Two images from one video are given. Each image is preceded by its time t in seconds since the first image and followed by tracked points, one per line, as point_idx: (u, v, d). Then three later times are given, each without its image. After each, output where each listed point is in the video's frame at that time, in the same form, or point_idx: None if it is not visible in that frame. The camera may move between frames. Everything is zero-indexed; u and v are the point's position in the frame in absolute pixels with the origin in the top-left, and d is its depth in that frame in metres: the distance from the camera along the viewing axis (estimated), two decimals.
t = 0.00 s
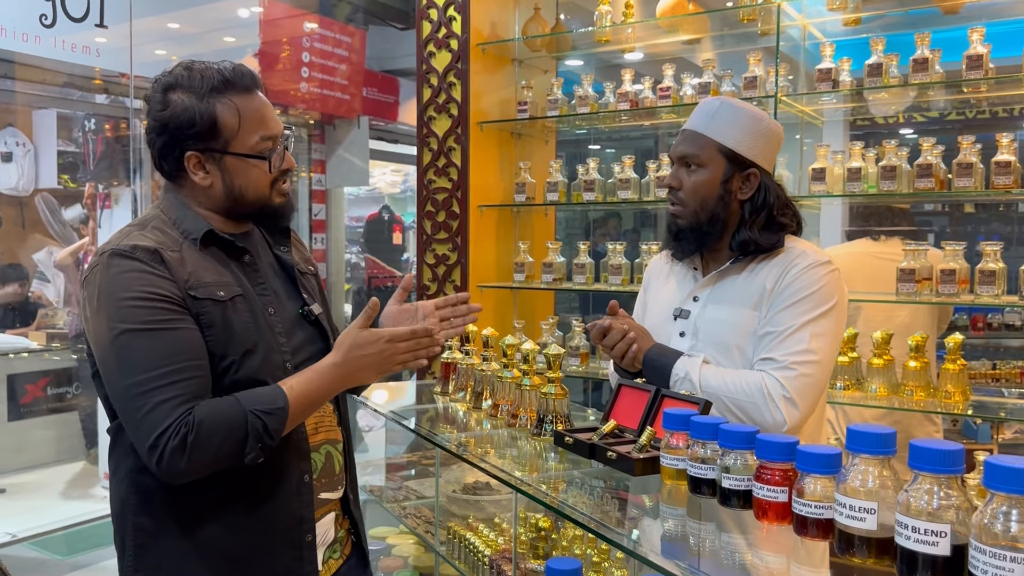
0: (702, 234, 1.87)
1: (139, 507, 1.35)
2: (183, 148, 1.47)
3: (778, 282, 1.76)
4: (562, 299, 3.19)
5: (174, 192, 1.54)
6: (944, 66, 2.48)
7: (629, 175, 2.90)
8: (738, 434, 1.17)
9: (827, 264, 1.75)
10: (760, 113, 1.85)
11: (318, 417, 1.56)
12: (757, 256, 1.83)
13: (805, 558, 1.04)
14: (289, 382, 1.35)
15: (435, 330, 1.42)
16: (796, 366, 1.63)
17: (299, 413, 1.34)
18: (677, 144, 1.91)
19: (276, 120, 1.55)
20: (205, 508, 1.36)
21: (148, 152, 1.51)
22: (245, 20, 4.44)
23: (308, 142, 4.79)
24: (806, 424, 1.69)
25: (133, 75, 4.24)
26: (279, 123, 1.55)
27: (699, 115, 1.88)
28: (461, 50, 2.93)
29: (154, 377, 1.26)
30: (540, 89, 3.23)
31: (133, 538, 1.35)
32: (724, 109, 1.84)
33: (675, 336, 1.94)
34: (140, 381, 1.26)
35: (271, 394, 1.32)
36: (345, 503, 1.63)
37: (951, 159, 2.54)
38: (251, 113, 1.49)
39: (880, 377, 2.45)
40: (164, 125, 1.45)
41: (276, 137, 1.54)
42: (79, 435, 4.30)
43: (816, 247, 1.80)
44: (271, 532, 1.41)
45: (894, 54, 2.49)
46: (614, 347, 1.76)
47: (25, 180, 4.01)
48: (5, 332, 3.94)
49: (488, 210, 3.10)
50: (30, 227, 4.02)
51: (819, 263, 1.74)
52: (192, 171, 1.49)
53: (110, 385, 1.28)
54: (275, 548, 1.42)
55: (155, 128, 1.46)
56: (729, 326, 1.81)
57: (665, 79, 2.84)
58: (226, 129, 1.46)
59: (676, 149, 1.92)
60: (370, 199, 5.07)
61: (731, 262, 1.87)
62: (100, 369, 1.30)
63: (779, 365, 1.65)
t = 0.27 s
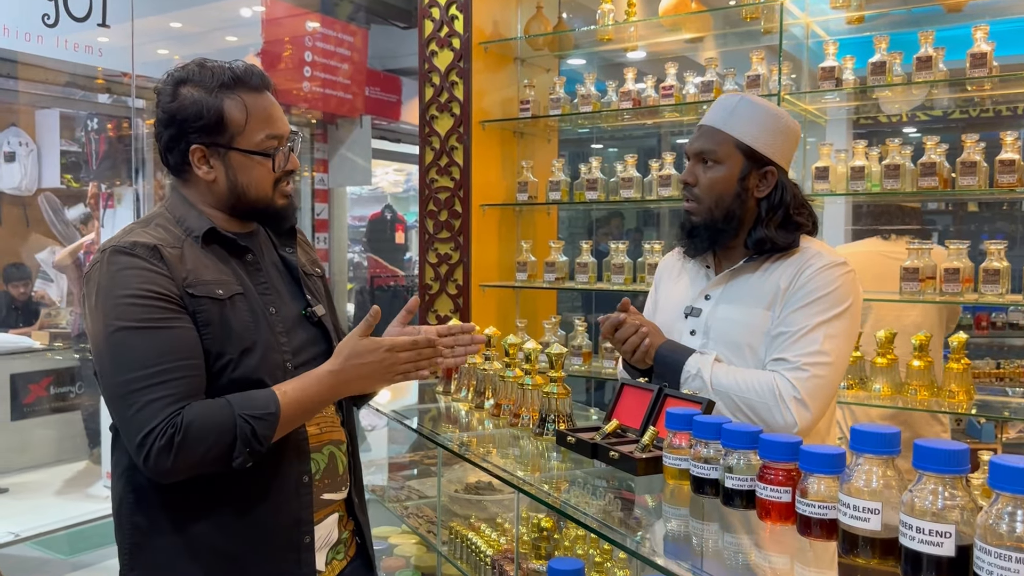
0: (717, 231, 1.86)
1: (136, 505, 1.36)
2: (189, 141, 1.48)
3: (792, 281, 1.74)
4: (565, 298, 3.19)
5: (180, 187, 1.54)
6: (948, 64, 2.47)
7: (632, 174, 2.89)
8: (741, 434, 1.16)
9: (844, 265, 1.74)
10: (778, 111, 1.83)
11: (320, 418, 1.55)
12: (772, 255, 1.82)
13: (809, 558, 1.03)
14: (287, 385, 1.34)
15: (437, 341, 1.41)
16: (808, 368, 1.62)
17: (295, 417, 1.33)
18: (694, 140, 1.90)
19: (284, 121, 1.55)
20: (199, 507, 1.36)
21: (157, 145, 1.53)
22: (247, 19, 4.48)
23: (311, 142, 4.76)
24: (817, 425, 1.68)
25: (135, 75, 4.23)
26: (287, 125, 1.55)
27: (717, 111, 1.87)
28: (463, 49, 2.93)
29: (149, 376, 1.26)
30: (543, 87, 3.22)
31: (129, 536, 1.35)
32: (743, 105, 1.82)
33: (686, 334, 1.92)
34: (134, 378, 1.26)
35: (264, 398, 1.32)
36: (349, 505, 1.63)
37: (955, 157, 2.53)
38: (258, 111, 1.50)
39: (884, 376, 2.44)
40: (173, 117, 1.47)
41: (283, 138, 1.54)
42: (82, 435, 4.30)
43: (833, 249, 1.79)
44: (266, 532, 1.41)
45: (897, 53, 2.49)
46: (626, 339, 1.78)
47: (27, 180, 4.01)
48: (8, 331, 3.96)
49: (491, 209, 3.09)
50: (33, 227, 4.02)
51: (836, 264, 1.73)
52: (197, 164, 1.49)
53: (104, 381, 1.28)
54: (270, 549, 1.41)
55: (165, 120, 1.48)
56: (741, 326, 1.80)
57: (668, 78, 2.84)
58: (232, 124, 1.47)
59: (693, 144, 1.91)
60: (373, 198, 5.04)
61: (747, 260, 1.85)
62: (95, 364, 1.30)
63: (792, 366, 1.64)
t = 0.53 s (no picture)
0: (742, 229, 1.82)
1: (137, 504, 1.36)
2: (191, 139, 1.47)
3: (811, 282, 1.73)
4: (567, 298, 3.18)
5: (184, 186, 1.54)
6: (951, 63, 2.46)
7: (634, 173, 2.89)
8: (744, 435, 1.15)
9: (864, 268, 1.73)
10: (811, 110, 1.84)
11: (322, 419, 1.54)
12: (791, 256, 1.81)
13: (811, 561, 1.03)
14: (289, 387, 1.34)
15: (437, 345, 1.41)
16: (823, 370, 1.61)
17: (296, 420, 1.33)
18: (722, 134, 1.88)
19: (288, 120, 1.54)
20: (200, 506, 1.36)
21: (161, 145, 1.53)
22: (249, 19, 4.50)
23: (312, 141, 4.74)
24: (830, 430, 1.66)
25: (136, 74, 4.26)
26: (290, 124, 1.54)
27: (748, 104, 1.85)
28: (465, 48, 2.92)
29: (150, 375, 1.26)
30: (545, 87, 3.21)
31: (129, 535, 1.35)
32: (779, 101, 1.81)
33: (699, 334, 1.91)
34: (135, 377, 1.26)
35: (266, 399, 1.32)
36: (352, 506, 1.62)
37: (958, 157, 2.52)
38: (261, 109, 1.49)
39: (886, 377, 2.42)
40: (176, 115, 1.47)
41: (286, 136, 1.53)
42: (83, 435, 4.30)
43: (852, 251, 1.79)
44: (267, 531, 1.40)
45: (900, 51, 2.48)
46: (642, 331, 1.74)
47: (29, 180, 4.01)
48: (10, 331, 3.96)
49: (493, 209, 3.08)
50: (35, 227, 4.02)
51: (856, 267, 1.72)
52: (199, 163, 1.49)
53: (106, 379, 1.28)
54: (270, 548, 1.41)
55: (169, 119, 1.48)
56: (757, 326, 1.79)
57: (670, 77, 2.82)
58: (234, 123, 1.46)
59: (721, 139, 1.88)
60: (375, 198, 4.97)
61: (764, 259, 1.85)
62: (98, 362, 1.30)
63: (808, 368, 1.62)
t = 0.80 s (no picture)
0: (771, 228, 1.74)
1: (135, 504, 1.35)
2: (189, 139, 1.47)
3: (830, 283, 1.66)
4: (568, 298, 3.18)
5: (184, 187, 1.54)
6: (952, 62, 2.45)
7: (635, 173, 2.88)
8: (743, 435, 1.15)
9: (886, 271, 1.66)
10: (852, 113, 1.74)
11: (320, 419, 1.53)
12: (812, 256, 1.74)
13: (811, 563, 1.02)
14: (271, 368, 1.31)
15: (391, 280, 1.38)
16: (840, 374, 1.54)
17: (287, 394, 1.30)
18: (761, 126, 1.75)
19: (284, 117, 1.53)
20: (197, 506, 1.35)
21: (160, 147, 1.53)
22: (250, 19, 4.48)
23: (313, 140, 4.67)
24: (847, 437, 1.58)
25: (136, 73, 4.26)
26: (287, 121, 1.54)
27: (792, 98, 1.73)
28: (465, 47, 2.92)
29: (146, 374, 1.25)
30: (545, 86, 3.21)
31: (127, 534, 1.35)
32: (825, 101, 1.71)
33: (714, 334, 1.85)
34: (134, 374, 1.26)
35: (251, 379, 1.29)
36: (350, 507, 1.61)
37: (960, 156, 2.51)
38: (257, 107, 1.48)
39: (887, 376, 2.44)
40: (173, 116, 1.47)
41: (283, 133, 1.52)
42: (84, 434, 4.31)
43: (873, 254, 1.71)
44: (264, 531, 1.39)
45: (901, 51, 2.47)
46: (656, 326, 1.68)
47: (31, 179, 4.04)
48: (11, 331, 3.97)
49: (493, 208, 3.07)
50: (37, 227, 4.04)
51: (878, 270, 1.64)
52: (197, 163, 1.48)
53: (106, 378, 1.28)
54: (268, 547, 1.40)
55: (166, 120, 1.48)
56: (773, 327, 1.72)
57: (671, 76, 2.81)
58: (229, 121, 1.46)
59: (757, 132, 1.76)
60: (376, 198, 5.05)
61: (782, 259, 1.78)
62: (98, 360, 1.30)
63: (825, 371, 1.55)
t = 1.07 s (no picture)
0: (787, 235, 1.74)
1: (144, 496, 1.34)
2: (189, 141, 1.47)
3: (854, 290, 1.64)
4: (568, 297, 3.17)
5: (187, 187, 1.53)
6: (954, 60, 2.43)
7: (635, 172, 2.87)
8: (742, 438, 1.14)
9: (911, 278, 1.63)
10: (858, 110, 1.71)
11: (318, 419, 1.52)
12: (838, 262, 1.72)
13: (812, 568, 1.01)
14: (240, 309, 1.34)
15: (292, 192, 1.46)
16: (865, 382, 1.51)
17: (269, 317, 1.34)
18: (763, 134, 1.75)
19: (283, 115, 1.51)
20: (208, 494, 1.34)
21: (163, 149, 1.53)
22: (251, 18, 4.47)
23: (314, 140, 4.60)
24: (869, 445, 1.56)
25: (136, 73, 4.26)
26: (287, 119, 1.52)
27: (794, 102, 1.72)
28: (465, 46, 2.91)
29: (157, 343, 1.27)
30: (545, 85, 3.20)
31: (136, 526, 1.33)
32: (827, 99, 1.69)
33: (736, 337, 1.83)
34: (148, 343, 1.27)
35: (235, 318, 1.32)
36: (347, 510, 1.60)
37: (961, 156, 2.51)
38: (255, 106, 1.47)
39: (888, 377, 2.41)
40: (171, 118, 1.47)
41: (283, 131, 1.50)
42: (85, 434, 4.30)
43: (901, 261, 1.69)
44: (274, 522, 1.39)
45: (903, 49, 2.46)
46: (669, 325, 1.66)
47: (31, 178, 4.03)
48: (11, 331, 3.95)
49: (493, 208, 3.06)
50: (38, 227, 4.05)
51: (903, 277, 1.62)
52: (198, 164, 1.47)
53: (122, 358, 1.30)
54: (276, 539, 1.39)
55: (165, 122, 1.48)
56: (796, 332, 1.70)
57: (672, 75, 2.80)
58: (227, 121, 1.45)
59: (762, 138, 1.76)
60: (377, 197, 5.04)
61: (808, 265, 1.76)
62: (113, 348, 1.32)
63: (845, 378, 1.53)
